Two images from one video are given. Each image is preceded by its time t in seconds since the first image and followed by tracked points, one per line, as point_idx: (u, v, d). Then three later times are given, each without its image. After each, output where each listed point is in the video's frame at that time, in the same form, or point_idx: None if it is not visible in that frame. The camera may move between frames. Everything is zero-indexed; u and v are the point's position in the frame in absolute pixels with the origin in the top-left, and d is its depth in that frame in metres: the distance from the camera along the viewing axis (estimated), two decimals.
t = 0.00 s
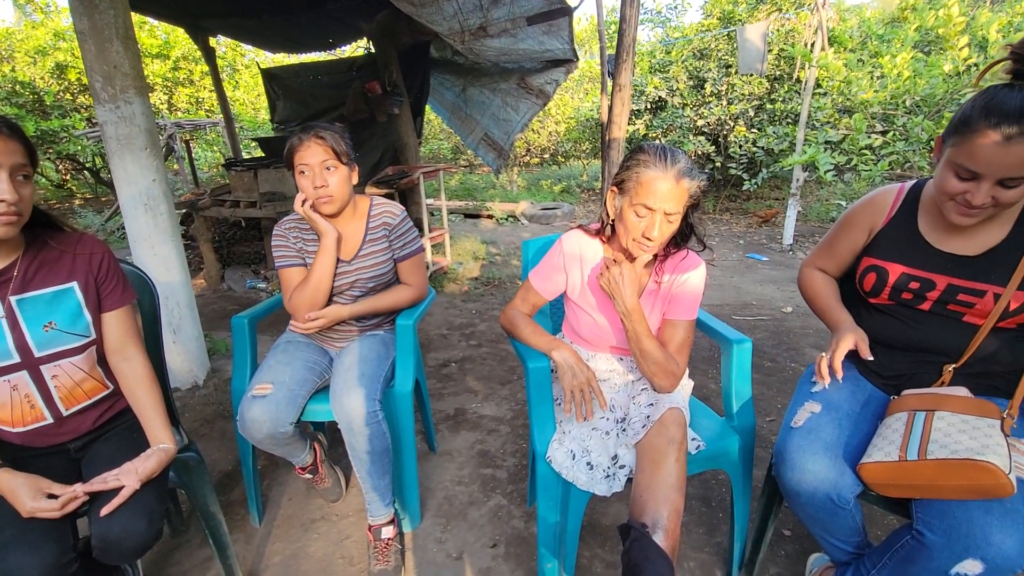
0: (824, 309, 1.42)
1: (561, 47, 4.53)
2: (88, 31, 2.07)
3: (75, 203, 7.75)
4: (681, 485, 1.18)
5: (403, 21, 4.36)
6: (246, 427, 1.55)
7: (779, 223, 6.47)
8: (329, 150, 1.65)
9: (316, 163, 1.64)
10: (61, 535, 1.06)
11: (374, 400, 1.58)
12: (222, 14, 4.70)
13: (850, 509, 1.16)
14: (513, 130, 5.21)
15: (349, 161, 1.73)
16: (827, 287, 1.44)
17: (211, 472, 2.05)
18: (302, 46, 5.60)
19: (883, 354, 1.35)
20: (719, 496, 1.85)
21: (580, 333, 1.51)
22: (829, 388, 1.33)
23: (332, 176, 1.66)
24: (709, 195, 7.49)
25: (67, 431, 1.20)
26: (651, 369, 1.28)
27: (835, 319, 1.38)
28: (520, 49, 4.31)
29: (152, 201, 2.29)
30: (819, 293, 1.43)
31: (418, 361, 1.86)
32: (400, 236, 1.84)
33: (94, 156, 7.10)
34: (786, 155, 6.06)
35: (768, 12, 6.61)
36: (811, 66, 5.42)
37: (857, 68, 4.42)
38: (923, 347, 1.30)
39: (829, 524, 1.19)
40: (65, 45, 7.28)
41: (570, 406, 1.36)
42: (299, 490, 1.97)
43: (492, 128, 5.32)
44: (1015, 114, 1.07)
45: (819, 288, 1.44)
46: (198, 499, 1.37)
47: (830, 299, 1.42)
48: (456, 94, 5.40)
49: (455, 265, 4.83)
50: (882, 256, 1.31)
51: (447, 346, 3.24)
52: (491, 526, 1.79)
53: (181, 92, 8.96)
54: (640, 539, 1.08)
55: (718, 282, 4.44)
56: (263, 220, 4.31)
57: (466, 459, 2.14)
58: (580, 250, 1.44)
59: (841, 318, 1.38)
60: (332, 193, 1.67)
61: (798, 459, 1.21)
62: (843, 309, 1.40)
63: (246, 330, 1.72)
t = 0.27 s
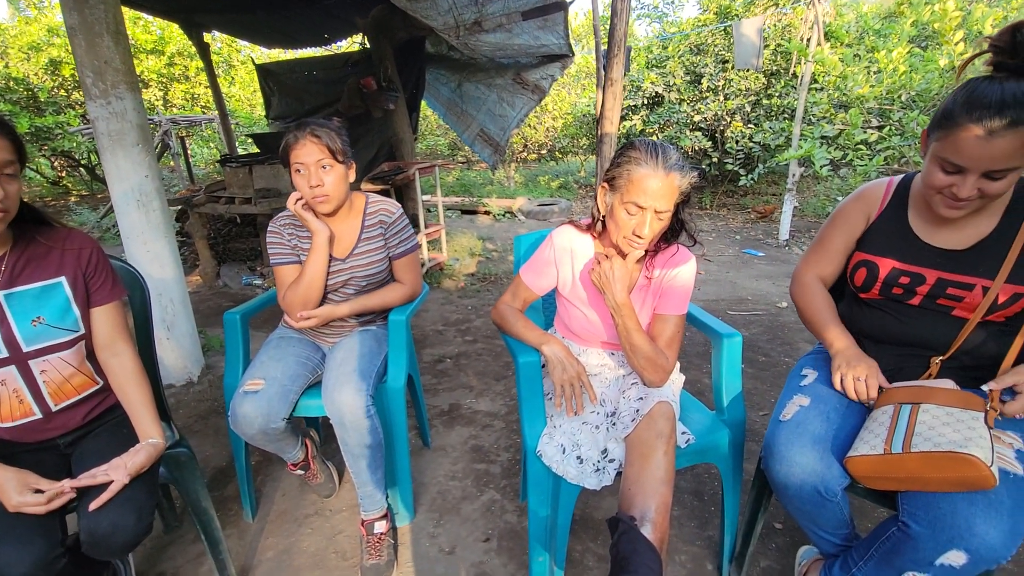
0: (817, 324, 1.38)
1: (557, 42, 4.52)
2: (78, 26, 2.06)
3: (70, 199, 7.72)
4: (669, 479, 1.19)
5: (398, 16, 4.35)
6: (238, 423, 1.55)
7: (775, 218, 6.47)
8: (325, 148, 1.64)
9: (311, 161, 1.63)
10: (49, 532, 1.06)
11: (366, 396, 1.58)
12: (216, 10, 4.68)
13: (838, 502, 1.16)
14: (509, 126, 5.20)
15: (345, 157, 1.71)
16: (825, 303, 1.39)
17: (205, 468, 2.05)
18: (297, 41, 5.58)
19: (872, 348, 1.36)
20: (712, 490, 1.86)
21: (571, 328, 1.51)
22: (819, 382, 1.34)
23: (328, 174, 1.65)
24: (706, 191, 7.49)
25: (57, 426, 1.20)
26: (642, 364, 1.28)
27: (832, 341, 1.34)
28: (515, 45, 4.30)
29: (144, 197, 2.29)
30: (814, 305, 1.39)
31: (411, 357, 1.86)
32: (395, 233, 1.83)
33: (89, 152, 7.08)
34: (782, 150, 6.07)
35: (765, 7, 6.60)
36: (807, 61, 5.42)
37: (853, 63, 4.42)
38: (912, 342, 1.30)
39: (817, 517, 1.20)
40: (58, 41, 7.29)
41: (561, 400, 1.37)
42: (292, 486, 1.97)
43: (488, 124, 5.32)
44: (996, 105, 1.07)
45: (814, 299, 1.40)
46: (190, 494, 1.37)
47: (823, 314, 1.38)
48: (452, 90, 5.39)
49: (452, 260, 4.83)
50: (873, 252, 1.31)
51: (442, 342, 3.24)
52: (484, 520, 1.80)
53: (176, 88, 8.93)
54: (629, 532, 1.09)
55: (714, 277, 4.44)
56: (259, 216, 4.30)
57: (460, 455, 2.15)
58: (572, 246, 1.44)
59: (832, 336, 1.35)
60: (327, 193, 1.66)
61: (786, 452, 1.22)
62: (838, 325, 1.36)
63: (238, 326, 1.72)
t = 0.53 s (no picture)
0: (806, 327, 1.37)
1: (554, 38, 4.51)
2: (70, 22, 2.05)
3: (67, 197, 7.69)
4: (661, 476, 1.18)
5: (393, 12, 4.33)
6: (231, 421, 1.55)
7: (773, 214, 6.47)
8: (324, 148, 1.62)
9: (309, 161, 1.61)
10: (36, 530, 1.06)
11: (360, 393, 1.58)
12: (212, 6, 4.66)
13: (829, 499, 1.16)
14: (506, 123, 5.19)
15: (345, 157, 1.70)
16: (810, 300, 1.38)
17: (198, 466, 2.04)
18: (293, 38, 5.55)
19: (864, 345, 1.36)
20: (706, 487, 1.86)
21: (563, 326, 1.51)
22: (810, 379, 1.34)
23: (326, 175, 1.64)
24: (704, 188, 7.48)
25: (47, 425, 1.20)
26: (634, 362, 1.28)
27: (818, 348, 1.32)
28: (512, 40, 4.29)
29: (137, 194, 2.28)
30: (799, 304, 1.39)
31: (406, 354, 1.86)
32: (391, 230, 1.82)
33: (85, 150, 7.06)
34: (780, 146, 6.06)
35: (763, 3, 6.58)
36: (805, 57, 5.41)
37: (851, 59, 4.40)
38: (905, 339, 1.30)
39: (808, 514, 1.19)
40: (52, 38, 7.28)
41: (553, 397, 1.36)
42: (287, 483, 1.97)
43: (485, 121, 5.31)
44: (995, 101, 1.07)
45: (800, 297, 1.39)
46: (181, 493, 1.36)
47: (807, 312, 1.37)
48: (449, 86, 5.36)
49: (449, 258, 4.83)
50: (864, 249, 1.31)
51: (438, 339, 3.24)
52: (479, 518, 1.80)
53: (172, 85, 8.90)
54: (619, 529, 1.08)
55: (711, 273, 4.44)
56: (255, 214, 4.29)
57: (455, 452, 2.14)
58: (565, 244, 1.43)
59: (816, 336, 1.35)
60: (325, 192, 1.65)
61: (777, 449, 1.22)
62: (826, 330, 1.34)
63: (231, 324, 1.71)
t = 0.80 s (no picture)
0: (795, 292, 1.35)
1: (551, 33, 4.49)
2: (62, 16, 2.04)
3: (64, 193, 7.66)
4: (651, 471, 1.18)
5: (390, 7, 4.32)
6: (223, 416, 1.55)
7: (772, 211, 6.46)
8: (315, 142, 1.62)
9: (299, 154, 1.61)
10: (24, 525, 1.06)
11: (352, 389, 1.58)
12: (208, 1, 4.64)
13: (819, 494, 1.16)
14: (503, 119, 5.18)
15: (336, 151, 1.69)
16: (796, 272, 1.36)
17: (192, 461, 2.04)
18: (290, 33, 5.53)
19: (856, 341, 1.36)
20: (699, 482, 1.86)
21: (555, 322, 1.51)
22: (802, 373, 1.33)
23: (316, 169, 1.63)
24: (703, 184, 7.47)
25: (35, 419, 1.20)
26: (625, 358, 1.28)
27: (808, 301, 1.30)
28: (509, 36, 4.28)
29: (131, 189, 2.27)
30: (787, 277, 1.36)
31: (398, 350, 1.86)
32: (383, 225, 1.81)
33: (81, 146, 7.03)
34: (778, 143, 6.04)
35: None
36: (803, 53, 5.39)
37: (849, 55, 4.39)
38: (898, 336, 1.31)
39: (798, 509, 1.19)
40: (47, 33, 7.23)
41: (545, 393, 1.36)
42: (281, 479, 1.97)
43: (482, 117, 5.30)
44: (988, 100, 1.06)
45: (787, 272, 1.37)
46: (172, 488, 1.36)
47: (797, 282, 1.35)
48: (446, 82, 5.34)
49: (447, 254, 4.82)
50: (857, 245, 1.31)
51: (434, 335, 3.24)
52: (472, 513, 1.80)
53: (170, 80, 8.86)
54: (608, 524, 1.08)
55: (708, 270, 4.44)
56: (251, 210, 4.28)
57: (450, 448, 2.15)
58: (556, 238, 1.43)
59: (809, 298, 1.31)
60: (316, 187, 1.64)
61: (768, 444, 1.22)
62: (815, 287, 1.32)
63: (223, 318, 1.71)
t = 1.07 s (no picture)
0: (795, 288, 1.35)
1: (551, 28, 4.48)
2: (59, 10, 2.03)
3: (65, 188, 7.66)
4: (645, 463, 1.19)
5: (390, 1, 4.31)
6: (220, 410, 1.56)
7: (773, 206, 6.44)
8: (310, 135, 1.62)
9: (294, 148, 1.61)
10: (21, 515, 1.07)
11: (347, 383, 1.58)
12: None
13: (811, 487, 1.17)
14: (503, 113, 5.17)
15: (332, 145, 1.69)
16: (794, 266, 1.36)
17: (191, 455, 2.05)
18: (290, 27, 5.52)
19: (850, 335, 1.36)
20: (696, 476, 1.86)
21: (551, 315, 1.51)
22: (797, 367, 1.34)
23: (311, 162, 1.63)
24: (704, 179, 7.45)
25: (33, 410, 1.20)
26: (620, 352, 1.28)
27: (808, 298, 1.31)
28: (508, 30, 4.26)
29: (129, 184, 2.27)
30: (786, 273, 1.36)
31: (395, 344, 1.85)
32: (378, 219, 1.81)
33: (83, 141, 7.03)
34: (779, 137, 6.02)
35: None
36: (805, 47, 5.37)
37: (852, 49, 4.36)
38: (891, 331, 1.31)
39: (791, 501, 1.20)
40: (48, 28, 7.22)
41: (540, 386, 1.36)
42: (279, 472, 1.98)
43: (482, 111, 5.29)
44: (983, 103, 1.05)
45: (785, 267, 1.37)
46: (169, 480, 1.37)
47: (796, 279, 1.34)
48: (446, 77, 5.33)
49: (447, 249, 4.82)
50: (853, 240, 1.30)
51: (433, 330, 3.24)
52: (470, 506, 1.81)
53: (170, 76, 8.85)
54: (602, 516, 1.09)
55: (708, 265, 4.43)
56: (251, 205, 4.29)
57: (448, 442, 2.15)
58: (551, 232, 1.43)
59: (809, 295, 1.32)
60: (311, 180, 1.63)
61: (761, 437, 1.22)
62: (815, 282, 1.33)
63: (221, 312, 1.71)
